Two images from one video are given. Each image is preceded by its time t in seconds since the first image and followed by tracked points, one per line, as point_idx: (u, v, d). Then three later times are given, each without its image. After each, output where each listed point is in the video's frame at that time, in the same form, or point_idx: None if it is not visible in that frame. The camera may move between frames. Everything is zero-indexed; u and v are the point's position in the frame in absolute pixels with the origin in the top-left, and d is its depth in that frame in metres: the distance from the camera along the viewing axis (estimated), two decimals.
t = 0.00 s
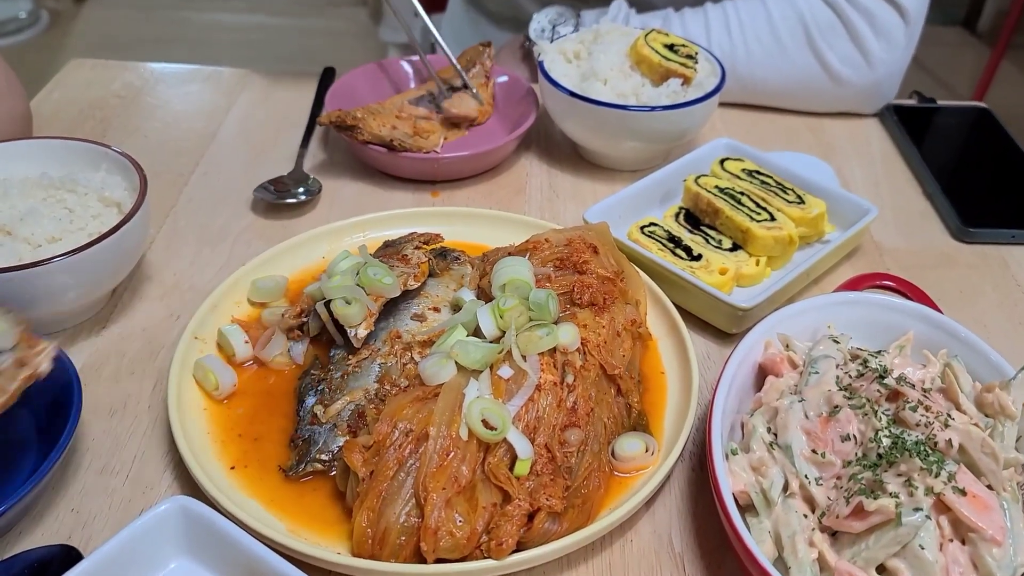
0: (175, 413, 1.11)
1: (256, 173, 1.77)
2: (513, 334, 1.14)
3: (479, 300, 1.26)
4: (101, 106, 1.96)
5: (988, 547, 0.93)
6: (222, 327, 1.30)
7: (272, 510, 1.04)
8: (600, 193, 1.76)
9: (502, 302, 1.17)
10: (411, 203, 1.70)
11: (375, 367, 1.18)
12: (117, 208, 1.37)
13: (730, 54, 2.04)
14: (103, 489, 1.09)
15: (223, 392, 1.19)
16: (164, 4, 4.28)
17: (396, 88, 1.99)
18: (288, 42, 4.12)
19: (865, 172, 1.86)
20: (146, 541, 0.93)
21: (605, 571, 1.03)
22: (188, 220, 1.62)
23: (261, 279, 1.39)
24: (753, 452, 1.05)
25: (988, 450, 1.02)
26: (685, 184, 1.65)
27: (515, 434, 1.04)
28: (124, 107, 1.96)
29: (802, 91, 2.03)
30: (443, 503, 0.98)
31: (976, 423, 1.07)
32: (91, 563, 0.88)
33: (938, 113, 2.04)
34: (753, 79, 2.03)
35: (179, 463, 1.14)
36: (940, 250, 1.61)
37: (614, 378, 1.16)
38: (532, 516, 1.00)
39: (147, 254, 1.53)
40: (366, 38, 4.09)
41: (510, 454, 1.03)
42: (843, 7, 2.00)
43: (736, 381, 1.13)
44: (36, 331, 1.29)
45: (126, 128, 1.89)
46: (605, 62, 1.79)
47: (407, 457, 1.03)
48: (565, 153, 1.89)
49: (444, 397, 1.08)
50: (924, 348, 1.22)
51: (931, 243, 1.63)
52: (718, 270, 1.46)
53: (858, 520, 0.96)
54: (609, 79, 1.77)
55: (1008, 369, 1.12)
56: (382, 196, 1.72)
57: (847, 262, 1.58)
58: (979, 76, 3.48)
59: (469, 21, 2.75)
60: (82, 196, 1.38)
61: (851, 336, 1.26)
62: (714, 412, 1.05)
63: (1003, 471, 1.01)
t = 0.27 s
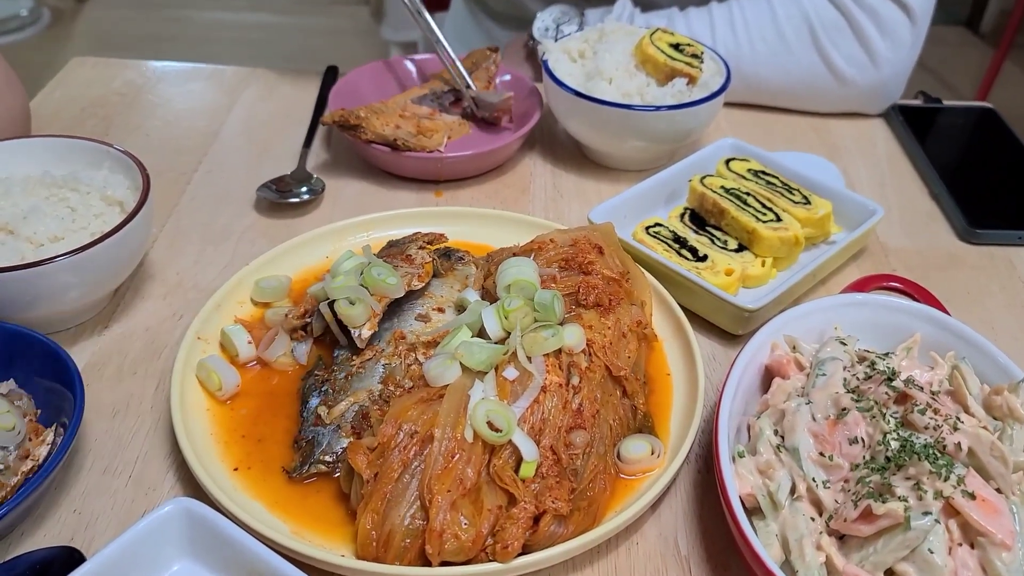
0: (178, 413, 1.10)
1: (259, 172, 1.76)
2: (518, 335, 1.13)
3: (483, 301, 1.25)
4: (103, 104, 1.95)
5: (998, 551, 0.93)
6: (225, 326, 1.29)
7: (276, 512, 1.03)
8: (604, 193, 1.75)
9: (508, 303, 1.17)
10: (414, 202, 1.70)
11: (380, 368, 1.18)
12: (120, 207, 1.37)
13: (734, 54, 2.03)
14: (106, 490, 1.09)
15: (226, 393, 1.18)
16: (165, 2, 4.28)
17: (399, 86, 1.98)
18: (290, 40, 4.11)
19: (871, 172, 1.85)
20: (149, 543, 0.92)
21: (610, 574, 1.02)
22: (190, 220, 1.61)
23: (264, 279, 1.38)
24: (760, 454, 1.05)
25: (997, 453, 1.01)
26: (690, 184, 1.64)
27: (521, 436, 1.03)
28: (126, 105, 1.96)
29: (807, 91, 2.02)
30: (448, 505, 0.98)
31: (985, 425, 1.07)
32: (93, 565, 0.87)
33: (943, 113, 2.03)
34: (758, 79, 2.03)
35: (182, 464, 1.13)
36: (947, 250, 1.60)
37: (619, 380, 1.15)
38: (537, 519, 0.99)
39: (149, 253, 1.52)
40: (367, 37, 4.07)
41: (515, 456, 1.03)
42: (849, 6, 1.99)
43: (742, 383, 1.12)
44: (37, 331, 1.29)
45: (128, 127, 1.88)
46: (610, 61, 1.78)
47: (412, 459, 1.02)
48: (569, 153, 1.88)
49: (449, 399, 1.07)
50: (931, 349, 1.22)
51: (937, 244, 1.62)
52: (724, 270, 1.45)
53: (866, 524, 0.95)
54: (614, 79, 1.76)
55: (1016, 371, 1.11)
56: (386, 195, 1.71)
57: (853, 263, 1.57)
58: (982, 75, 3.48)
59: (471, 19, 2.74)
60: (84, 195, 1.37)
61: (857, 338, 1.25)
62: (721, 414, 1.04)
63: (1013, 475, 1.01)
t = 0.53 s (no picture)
0: (179, 413, 1.11)
1: (260, 173, 1.77)
2: (516, 336, 1.13)
3: (482, 302, 1.26)
4: (104, 105, 1.96)
5: (993, 552, 0.93)
6: (225, 327, 1.30)
7: (276, 512, 1.04)
8: (604, 194, 1.75)
9: (506, 304, 1.17)
10: (414, 203, 1.70)
11: (379, 368, 1.18)
12: (120, 207, 1.37)
13: (734, 55, 2.03)
14: (106, 490, 1.09)
15: (226, 393, 1.19)
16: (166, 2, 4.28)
17: (399, 88, 1.99)
18: (291, 40, 4.12)
19: (870, 174, 1.86)
20: (149, 543, 0.93)
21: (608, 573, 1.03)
22: (191, 220, 1.62)
23: (265, 280, 1.39)
24: (757, 455, 1.05)
25: (993, 454, 1.02)
26: (689, 185, 1.64)
27: (519, 436, 1.04)
28: (127, 106, 1.96)
29: (807, 93, 2.03)
30: (447, 505, 0.98)
31: (981, 426, 1.07)
32: (94, 565, 0.88)
33: (941, 114, 2.03)
34: (758, 80, 2.03)
35: (182, 464, 1.14)
36: (945, 252, 1.61)
37: (618, 381, 1.16)
38: (536, 519, 0.99)
39: (150, 253, 1.53)
40: (368, 37, 4.07)
41: (514, 456, 1.03)
42: (848, 8, 2.00)
43: (740, 384, 1.13)
44: (38, 331, 1.29)
45: (129, 127, 1.88)
46: (610, 63, 1.79)
47: (411, 459, 1.03)
48: (568, 154, 1.89)
49: (448, 400, 1.08)
50: (928, 351, 1.22)
51: (935, 246, 1.63)
52: (722, 272, 1.46)
53: (862, 525, 0.95)
54: (613, 80, 1.77)
55: (1013, 373, 1.12)
56: (386, 196, 1.72)
57: (851, 264, 1.58)
58: (982, 76, 3.48)
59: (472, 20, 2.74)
60: (85, 196, 1.38)
61: (855, 339, 1.25)
62: (718, 414, 1.05)
63: (1008, 476, 1.01)
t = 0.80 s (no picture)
0: (183, 418, 1.12)
1: (263, 177, 1.77)
2: (520, 341, 1.14)
3: (486, 306, 1.26)
4: (107, 108, 1.96)
5: (995, 557, 0.94)
6: (230, 331, 1.31)
7: (280, 516, 1.04)
8: (606, 197, 1.76)
9: (509, 308, 1.18)
10: (417, 207, 1.71)
11: (382, 373, 1.19)
12: (124, 212, 1.38)
13: (735, 59, 2.04)
14: (111, 494, 1.10)
15: (230, 397, 1.19)
16: (167, 2, 4.28)
17: (402, 92, 1.99)
18: (292, 40, 4.12)
19: (871, 177, 1.86)
20: (154, 548, 0.93)
21: None
22: (194, 224, 1.62)
23: (268, 284, 1.39)
24: (760, 460, 1.05)
25: (995, 459, 1.02)
26: (691, 189, 1.65)
27: (522, 441, 1.04)
28: (130, 109, 1.97)
29: (809, 96, 2.03)
30: (451, 510, 0.99)
31: (983, 431, 1.07)
32: (100, 569, 0.88)
33: (943, 118, 2.03)
34: (759, 83, 2.03)
35: (186, 468, 1.14)
36: (946, 256, 1.61)
37: (620, 385, 1.16)
38: (539, 523, 1.00)
39: (153, 257, 1.53)
40: (369, 37, 4.07)
41: (517, 461, 1.04)
42: (850, 12, 2.00)
43: (742, 389, 1.13)
44: (43, 335, 1.30)
45: (132, 131, 1.89)
46: (612, 66, 1.79)
47: (414, 464, 1.03)
48: (570, 157, 1.89)
49: (451, 404, 1.08)
50: (930, 355, 1.22)
51: (937, 249, 1.63)
52: (724, 276, 1.46)
53: (864, 530, 0.96)
54: (615, 84, 1.77)
55: (1014, 377, 1.12)
56: (389, 199, 1.72)
57: (853, 268, 1.58)
58: (983, 77, 3.48)
59: (473, 22, 2.75)
60: (90, 200, 1.38)
61: (857, 344, 1.26)
62: (721, 419, 1.05)
63: (1010, 481, 1.01)
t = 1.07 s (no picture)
0: (187, 417, 1.13)
1: (265, 177, 1.78)
2: (521, 340, 1.15)
3: (487, 306, 1.27)
4: (111, 109, 1.97)
5: (993, 554, 0.94)
6: (233, 331, 1.32)
7: (283, 514, 1.05)
8: (607, 198, 1.77)
9: (511, 308, 1.19)
10: (418, 207, 1.72)
11: (385, 372, 1.20)
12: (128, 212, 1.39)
13: (735, 60, 2.05)
14: (116, 492, 1.11)
15: (234, 397, 1.20)
16: (169, 3, 4.30)
17: (404, 93, 2.00)
18: (293, 41, 4.13)
19: (871, 178, 1.87)
20: (159, 545, 0.94)
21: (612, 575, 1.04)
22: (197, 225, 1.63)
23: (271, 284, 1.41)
24: (759, 458, 1.06)
25: (993, 458, 1.03)
26: (692, 190, 1.66)
27: (523, 440, 1.05)
28: (134, 110, 1.98)
29: (809, 97, 2.04)
30: (453, 508, 1.00)
31: (980, 430, 1.08)
32: (105, 566, 0.89)
33: (942, 119, 2.04)
34: (760, 85, 2.04)
35: (191, 467, 1.15)
36: (945, 256, 1.62)
37: (621, 385, 1.17)
38: (540, 521, 1.01)
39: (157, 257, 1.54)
40: (370, 37, 4.08)
41: (518, 459, 1.04)
42: (849, 13, 2.01)
43: (742, 388, 1.14)
44: (47, 335, 1.31)
45: (136, 132, 1.90)
46: (613, 67, 1.80)
47: (417, 462, 1.04)
48: (571, 158, 1.90)
49: (453, 403, 1.09)
50: (928, 355, 1.23)
51: (936, 249, 1.64)
52: (724, 276, 1.47)
53: (862, 527, 0.97)
54: (616, 85, 1.78)
55: (1012, 377, 1.13)
56: (391, 200, 1.73)
57: (852, 268, 1.59)
58: (983, 78, 3.48)
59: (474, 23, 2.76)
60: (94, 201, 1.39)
61: (856, 343, 1.27)
62: (721, 418, 1.06)
63: (1007, 479, 1.02)
